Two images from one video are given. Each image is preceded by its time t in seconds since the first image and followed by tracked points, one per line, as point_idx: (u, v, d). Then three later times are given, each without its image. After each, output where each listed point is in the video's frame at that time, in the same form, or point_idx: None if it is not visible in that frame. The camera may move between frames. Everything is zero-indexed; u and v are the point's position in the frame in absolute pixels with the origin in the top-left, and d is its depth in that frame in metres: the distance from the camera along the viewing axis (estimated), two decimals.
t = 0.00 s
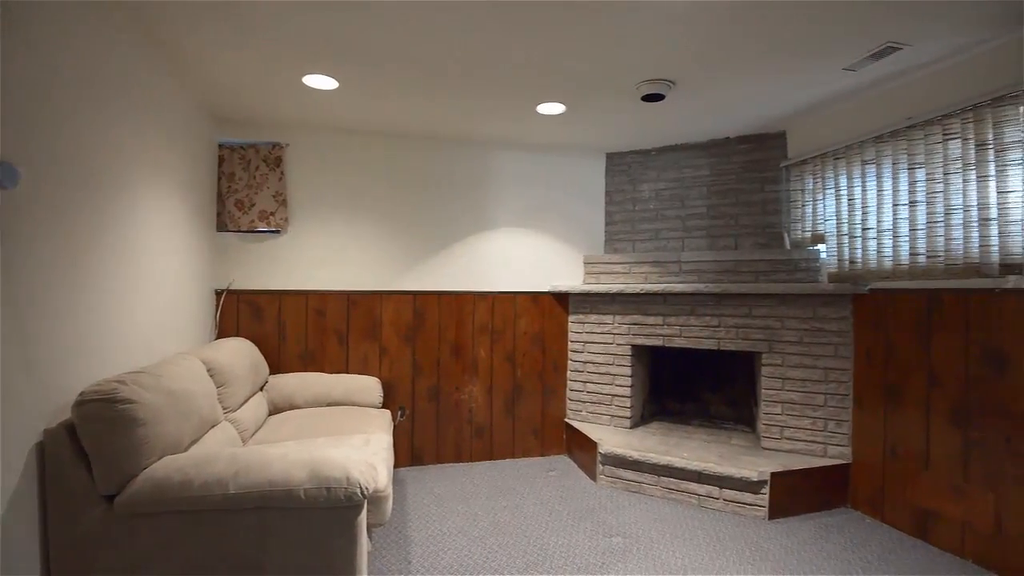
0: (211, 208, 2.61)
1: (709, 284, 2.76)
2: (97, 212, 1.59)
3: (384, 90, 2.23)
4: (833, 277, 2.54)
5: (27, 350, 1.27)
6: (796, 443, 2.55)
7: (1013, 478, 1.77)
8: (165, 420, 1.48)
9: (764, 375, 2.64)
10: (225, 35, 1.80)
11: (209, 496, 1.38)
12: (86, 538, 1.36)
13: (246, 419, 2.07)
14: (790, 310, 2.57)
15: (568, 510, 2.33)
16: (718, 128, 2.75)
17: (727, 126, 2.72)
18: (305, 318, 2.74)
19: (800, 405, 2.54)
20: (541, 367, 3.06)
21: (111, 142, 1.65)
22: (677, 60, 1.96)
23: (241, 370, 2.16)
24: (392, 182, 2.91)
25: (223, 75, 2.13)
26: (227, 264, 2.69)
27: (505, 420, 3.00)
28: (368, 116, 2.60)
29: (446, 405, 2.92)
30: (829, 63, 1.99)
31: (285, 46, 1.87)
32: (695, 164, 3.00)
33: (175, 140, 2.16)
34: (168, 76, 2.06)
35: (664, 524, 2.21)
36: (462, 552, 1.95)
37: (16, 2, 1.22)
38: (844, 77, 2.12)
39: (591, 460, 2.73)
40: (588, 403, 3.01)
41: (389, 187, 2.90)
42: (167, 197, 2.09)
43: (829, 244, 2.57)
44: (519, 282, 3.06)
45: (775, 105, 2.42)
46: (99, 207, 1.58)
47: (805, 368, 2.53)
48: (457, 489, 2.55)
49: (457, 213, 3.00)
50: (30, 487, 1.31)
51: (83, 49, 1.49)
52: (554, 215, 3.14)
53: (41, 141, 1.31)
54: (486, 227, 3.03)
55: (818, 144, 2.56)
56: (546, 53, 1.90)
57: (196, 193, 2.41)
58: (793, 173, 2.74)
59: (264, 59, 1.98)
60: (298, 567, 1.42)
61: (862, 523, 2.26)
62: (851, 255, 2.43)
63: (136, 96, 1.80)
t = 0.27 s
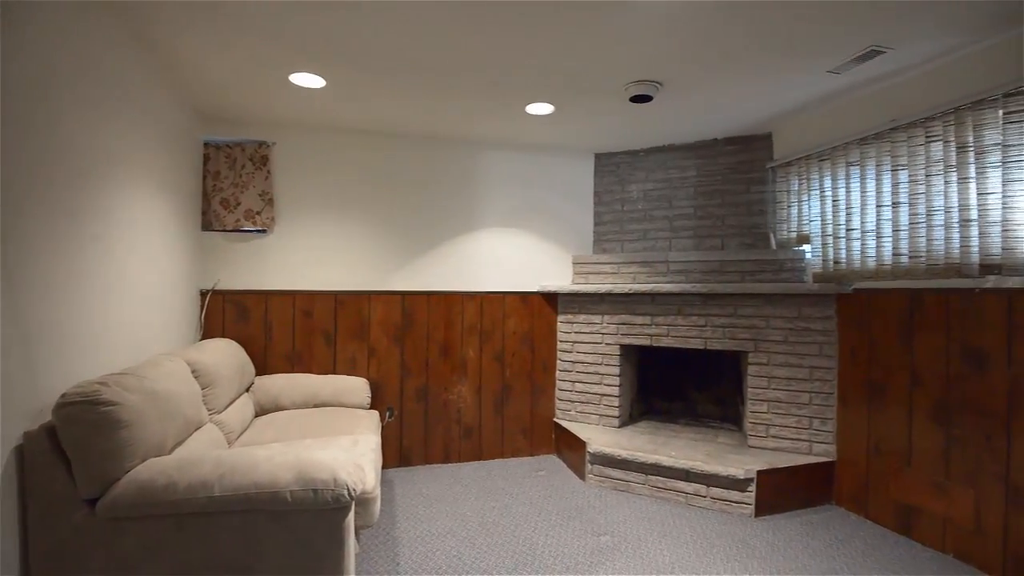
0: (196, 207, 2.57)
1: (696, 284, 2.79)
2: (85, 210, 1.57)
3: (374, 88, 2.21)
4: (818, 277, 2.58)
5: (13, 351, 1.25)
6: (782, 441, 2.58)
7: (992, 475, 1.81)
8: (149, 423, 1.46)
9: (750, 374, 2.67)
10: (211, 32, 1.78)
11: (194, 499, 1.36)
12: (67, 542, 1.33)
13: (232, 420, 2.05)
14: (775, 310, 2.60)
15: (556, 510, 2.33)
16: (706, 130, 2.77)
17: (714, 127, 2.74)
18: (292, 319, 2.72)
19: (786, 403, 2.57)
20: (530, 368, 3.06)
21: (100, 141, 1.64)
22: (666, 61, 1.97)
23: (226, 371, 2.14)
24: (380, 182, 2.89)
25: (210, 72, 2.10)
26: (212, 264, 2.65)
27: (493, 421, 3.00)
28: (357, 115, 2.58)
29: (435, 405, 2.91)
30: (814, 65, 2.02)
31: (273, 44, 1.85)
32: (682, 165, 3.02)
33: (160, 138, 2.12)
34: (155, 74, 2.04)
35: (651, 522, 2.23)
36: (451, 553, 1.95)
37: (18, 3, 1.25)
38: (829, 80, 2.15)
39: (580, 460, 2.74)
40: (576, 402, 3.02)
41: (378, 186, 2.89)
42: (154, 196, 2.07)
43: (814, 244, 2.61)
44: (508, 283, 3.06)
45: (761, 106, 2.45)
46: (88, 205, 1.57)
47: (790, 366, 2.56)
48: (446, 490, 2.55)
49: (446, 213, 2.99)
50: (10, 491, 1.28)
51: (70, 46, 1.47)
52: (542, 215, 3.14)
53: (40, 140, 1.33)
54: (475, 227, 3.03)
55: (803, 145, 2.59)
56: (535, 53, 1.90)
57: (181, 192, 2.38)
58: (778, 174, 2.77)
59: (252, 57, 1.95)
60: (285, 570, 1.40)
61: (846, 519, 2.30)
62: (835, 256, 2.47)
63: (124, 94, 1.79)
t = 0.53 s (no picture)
0: (181, 205, 2.54)
1: (684, 284, 2.81)
2: (71, 209, 1.55)
3: (363, 87, 2.20)
4: (805, 277, 2.61)
5: None
6: (769, 439, 2.60)
7: (975, 471, 1.85)
8: (134, 425, 1.44)
9: (737, 373, 2.69)
10: (198, 29, 1.76)
11: (179, 502, 1.34)
12: (48, 547, 1.31)
13: (218, 422, 2.03)
14: (763, 309, 2.63)
15: (547, 510, 2.33)
16: (694, 131, 2.79)
17: (703, 128, 2.76)
18: (280, 320, 2.70)
19: (773, 402, 2.60)
20: (520, 368, 3.06)
21: (86, 138, 1.62)
22: (655, 62, 1.98)
23: (213, 372, 2.11)
24: (369, 181, 2.88)
25: (197, 69, 2.08)
26: (198, 264, 2.62)
27: (483, 421, 3.00)
28: (345, 114, 2.56)
29: (425, 405, 2.90)
30: (800, 68, 2.04)
31: (262, 42, 1.84)
32: (671, 166, 3.03)
33: (146, 136, 2.10)
34: (141, 71, 2.02)
35: (640, 521, 2.25)
36: (440, 553, 1.95)
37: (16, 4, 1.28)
38: (815, 82, 2.18)
39: (569, 459, 2.75)
40: (566, 402, 3.03)
41: (367, 186, 2.87)
42: (140, 195, 2.05)
43: (800, 245, 2.63)
44: (498, 283, 3.06)
45: (749, 108, 2.47)
46: (73, 202, 1.55)
47: (777, 365, 2.59)
48: (435, 490, 2.54)
49: (435, 213, 2.98)
50: None
51: (56, 42, 1.45)
52: (532, 215, 3.15)
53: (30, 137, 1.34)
54: (464, 227, 3.02)
55: (790, 147, 2.62)
56: (526, 53, 1.90)
57: (167, 190, 2.35)
58: (765, 175, 2.80)
59: (240, 54, 1.93)
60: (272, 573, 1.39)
61: (832, 516, 2.33)
62: (821, 256, 2.50)
63: (110, 91, 1.77)
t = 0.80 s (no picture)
0: (168, 203, 2.51)
1: (674, 283, 2.82)
2: (59, 210, 1.53)
3: (354, 86, 2.19)
4: (792, 277, 2.63)
5: None
6: (758, 438, 2.62)
7: (959, 468, 1.87)
8: (120, 427, 1.42)
9: (727, 372, 2.71)
10: (186, 27, 1.74)
11: (167, 505, 1.33)
12: (31, 551, 1.29)
13: (206, 423, 2.01)
14: (752, 309, 2.65)
15: (538, 510, 2.33)
16: (684, 131, 2.81)
17: (692, 129, 2.78)
18: (268, 320, 2.67)
19: (761, 401, 2.62)
20: (511, 367, 3.06)
21: (73, 137, 1.60)
22: (646, 62, 1.98)
23: (200, 373, 2.09)
24: (359, 181, 2.86)
25: (186, 67, 2.05)
26: (186, 264, 2.59)
27: (474, 420, 3.00)
28: (335, 113, 2.55)
29: (416, 406, 2.90)
30: (789, 70, 2.06)
31: (251, 40, 1.82)
32: (661, 166, 3.05)
33: (133, 134, 2.07)
34: (129, 69, 1.99)
35: (630, 520, 2.25)
36: (432, 553, 1.94)
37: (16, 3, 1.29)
38: (802, 84, 2.20)
39: (560, 459, 2.75)
40: (557, 402, 3.04)
41: (357, 185, 2.85)
42: (127, 194, 2.02)
43: (788, 245, 2.66)
44: (489, 283, 3.06)
45: (737, 109, 2.49)
46: (62, 200, 1.54)
47: (766, 364, 2.61)
48: (426, 491, 2.53)
49: (426, 213, 2.98)
50: None
51: (44, 39, 1.43)
52: (523, 216, 3.15)
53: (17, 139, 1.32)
54: (455, 227, 3.02)
55: (777, 148, 2.65)
56: (517, 53, 1.90)
57: (155, 189, 2.33)
58: (753, 176, 2.82)
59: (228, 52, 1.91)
60: None
61: (819, 513, 2.35)
62: (808, 256, 2.53)
63: (98, 88, 1.75)
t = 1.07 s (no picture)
0: (154, 203, 2.48)
1: (664, 283, 2.83)
2: (43, 210, 1.51)
3: (343, 85, 2.17)
4: (781, 277, 2.66)
5: None
6: (746, 436, 2.65)
7: (944, 465, 1.90)
8: (106, 429, 1.40)
9: (716, 372, 2.73)
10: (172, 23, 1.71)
11: (153, 508, 1.31)
12: (14, 555, 1.27)
13: (193, 425, 1.99)
14: (741, 309, 2.67)
15: (529, 509, 2.34)
16: (674, 132, 2.83)
17: (682, 130, 2.79)
18: (257, 320, 2.65)
19: (750, 400, 2.64)
20: (501, 367, 3.06)
21: (54, 137, 1.57)
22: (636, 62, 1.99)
23: (187, 374, 2.06)
24: (349, 180, 2.84)
25: (172, 65, 2.02)
26: (172, 264, 2.56)
27: (465, 420, 2.99)
28: (324, 112, 2.53)
29: (406, 407, 2.89)
30: (778, 71, 2.08)
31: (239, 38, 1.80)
32: (651, 167, 3.07)
33: (118, 132, 2.04)
34: (114, 66, 1.96)
35: (620, 519, 2.26)
36: (423, 554, 1.93)
37: (14, 3, 1.39)
38: (790, 85, 2.22)
39: (551, 459, 2.75)
40: (548, 402, 3.04)
41: (346, 185, 2.84)
42: (112, 193, 1.99)
43: (777, 245, 2.68)
44: (480, 283, 3.06)
45: (726, 109, 2.51)
46: (44, 196, 1.52)
47: (754, 364, 2.64)
48: (417, 491, 2.53)
49: (416, 213, 2.97)
50: None
51: (21, 34, 1.40)
52: (514, 216, 3.15)
53: None
54: (446, 227, 3.01)
55: (766, 149, 2.68)
56: (508, 52, 1.89)
57: (141, 188, 2.30)
58: (742, 177, 2.84)
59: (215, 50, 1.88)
60: None
61: (807, 511, 2.38)
62: (796, 256, 2.55)
63: (81, 86, 1.72)
